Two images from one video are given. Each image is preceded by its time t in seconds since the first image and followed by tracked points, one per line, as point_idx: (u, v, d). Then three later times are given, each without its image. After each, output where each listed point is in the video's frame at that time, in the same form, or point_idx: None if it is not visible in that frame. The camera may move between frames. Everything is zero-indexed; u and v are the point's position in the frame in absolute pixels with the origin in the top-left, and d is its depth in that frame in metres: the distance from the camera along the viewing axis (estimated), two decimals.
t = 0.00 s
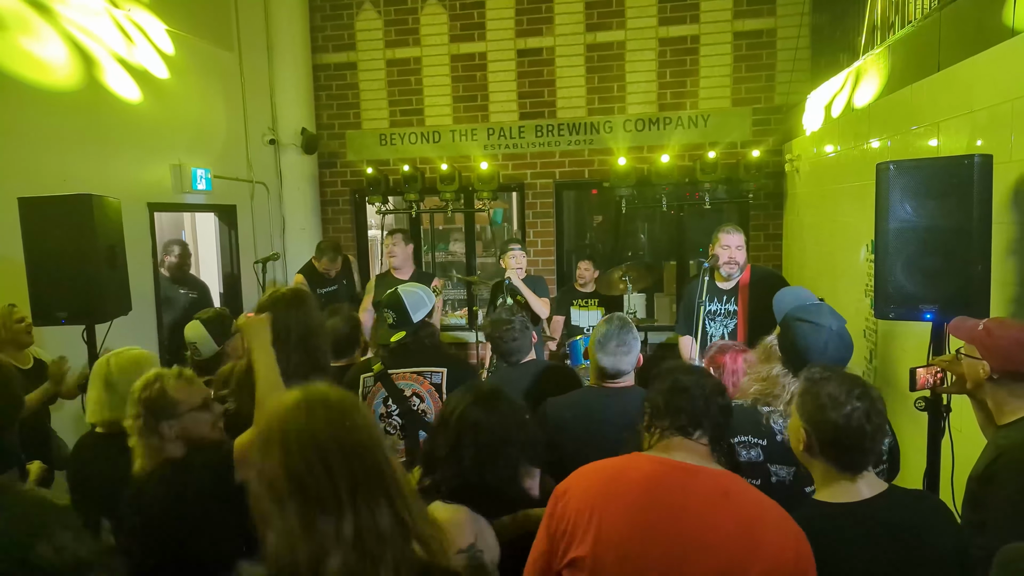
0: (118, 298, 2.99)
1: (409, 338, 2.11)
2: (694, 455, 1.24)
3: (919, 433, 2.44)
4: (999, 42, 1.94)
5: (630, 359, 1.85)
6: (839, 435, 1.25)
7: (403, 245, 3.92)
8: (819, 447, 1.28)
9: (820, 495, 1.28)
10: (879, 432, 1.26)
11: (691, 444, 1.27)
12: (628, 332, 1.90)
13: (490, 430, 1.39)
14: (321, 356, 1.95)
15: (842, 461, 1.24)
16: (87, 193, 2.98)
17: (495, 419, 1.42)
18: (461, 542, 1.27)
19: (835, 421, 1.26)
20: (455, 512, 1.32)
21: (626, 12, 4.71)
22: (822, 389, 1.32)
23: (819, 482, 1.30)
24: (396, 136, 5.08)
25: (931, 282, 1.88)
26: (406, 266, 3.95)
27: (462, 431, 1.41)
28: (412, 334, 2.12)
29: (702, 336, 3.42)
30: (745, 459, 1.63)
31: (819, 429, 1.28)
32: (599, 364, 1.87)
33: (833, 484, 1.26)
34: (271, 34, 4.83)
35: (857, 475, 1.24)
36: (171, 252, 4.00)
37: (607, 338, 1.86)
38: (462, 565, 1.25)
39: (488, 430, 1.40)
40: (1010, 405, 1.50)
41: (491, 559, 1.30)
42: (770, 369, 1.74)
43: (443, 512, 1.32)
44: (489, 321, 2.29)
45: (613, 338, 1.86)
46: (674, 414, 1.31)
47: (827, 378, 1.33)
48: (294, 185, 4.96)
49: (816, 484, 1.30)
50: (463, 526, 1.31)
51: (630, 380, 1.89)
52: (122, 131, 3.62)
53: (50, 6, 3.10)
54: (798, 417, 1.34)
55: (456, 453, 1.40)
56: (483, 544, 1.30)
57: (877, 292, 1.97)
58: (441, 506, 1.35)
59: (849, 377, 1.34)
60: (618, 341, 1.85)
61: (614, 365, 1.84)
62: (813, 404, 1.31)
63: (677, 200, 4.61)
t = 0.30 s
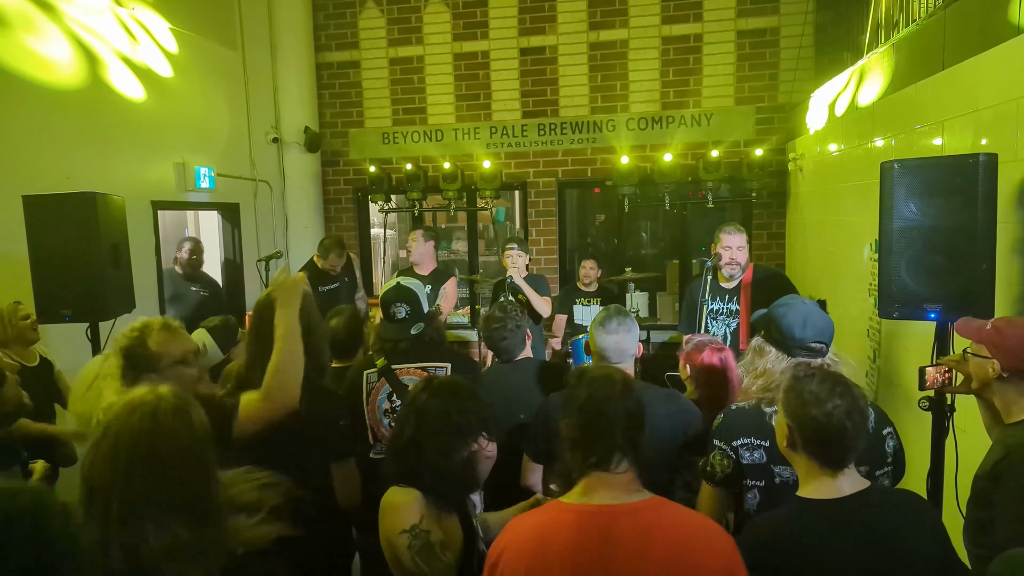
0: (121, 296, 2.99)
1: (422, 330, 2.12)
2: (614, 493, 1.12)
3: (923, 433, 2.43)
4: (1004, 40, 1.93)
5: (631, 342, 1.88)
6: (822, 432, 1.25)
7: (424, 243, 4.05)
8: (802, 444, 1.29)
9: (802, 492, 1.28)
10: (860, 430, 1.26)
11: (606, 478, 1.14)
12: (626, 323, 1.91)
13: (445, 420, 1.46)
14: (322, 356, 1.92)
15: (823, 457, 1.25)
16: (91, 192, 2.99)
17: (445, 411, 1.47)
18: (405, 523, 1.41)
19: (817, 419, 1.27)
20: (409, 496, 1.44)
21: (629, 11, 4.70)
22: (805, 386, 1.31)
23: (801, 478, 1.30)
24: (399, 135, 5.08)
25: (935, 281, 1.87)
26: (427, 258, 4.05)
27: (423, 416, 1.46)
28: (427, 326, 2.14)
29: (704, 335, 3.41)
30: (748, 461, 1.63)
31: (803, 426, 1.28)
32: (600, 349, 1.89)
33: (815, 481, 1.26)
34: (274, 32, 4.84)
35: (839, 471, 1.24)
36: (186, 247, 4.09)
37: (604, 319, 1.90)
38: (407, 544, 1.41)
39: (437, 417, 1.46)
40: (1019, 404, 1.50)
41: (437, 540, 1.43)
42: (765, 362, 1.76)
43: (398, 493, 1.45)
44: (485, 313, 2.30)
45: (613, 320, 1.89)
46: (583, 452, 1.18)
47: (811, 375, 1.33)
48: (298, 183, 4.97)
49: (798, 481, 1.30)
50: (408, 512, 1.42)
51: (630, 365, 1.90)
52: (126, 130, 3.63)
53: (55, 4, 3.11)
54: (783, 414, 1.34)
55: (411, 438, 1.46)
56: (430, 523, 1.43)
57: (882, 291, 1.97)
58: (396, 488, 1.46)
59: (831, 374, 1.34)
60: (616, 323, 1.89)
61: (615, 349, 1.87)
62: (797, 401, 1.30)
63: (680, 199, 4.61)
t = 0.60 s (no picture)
0: (123, 295, 3.00)
1: (430, 331, 2.12)
2: (575, 503, 1.08)
3: (923, 431, 2.45)
4: (1004, 41, 1.95)
5: (636, 350, 1.85)
6: (814, 435, 1.27)
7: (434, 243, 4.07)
8: (795, 446, 1.30)
9: (797, 491, 1.30)
10: (852, 433, 1.28)
11: (565, 487, 1.10)
12: (628, 325, 1.87)
13: (425, 412, 1.50)
14: (318, 356, 1.87)
15: (817, 460, 1.26)
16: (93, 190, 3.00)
17: (420, 405, 1.50)
18: (397, 516, 1.45)
19: (810, 423, 1.28)
20: (402, 489, 1.47)
21: (630, 11, 4.72)
22: (797, 390, 1.33)
23: (796, 480, 1.32)
24: (400, 134, 5.09)
25: (936, 280, 1.88)
26: (434, 257, 4.07)
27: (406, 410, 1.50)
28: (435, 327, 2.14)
29: (705, 334, 3.42)
30: (743, 451, 1.65)
31: (796, 428, 1.30)
32: (604, 355, 1.85)
33: (810, 481, 1.28)
34: (276, 32, 4.85)
35: (833, 473, 1.26)
36: (192, 246, 4.13)
37: (611, 327, 1.86)
38: (399, 536, 1.44)
39: (415, 412, 1.49)
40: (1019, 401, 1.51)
41: (430, 530, 1.45)
42: (763, 362, 1.77)
43: (392, 488, 1.48)
44: (484, 314, 2.29)
45: (618, 329, 1.85)
46: (540, 459, 1.13)
47: (801, 379, 1.35)
48: (299, 182, 4.98)
49: (795, 482, 1.32)
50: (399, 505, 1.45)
51: (632, 371, 1.88)
52: (127, 129, 3.64)
53: (56, 4, 3.12)
54: (776, 418, 1.35)
55: (397, 431, 1.49)
56: (422, 515, 1.46)
57: (882, 289, 1.98)
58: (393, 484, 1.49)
59: (823, 378, 1.35)
60: (623, 333, 1.85)
61: (618, 356, 1.84)
62: (789, 404, 1.32)
63: (681, 199, 4.67)
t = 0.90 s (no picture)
0: (125, 293, 3.01)
1: (429, 333, 2.13)
2: (593, 564, 1.04)
3: (925, 435, 2.45)
4: (1005, 46, 1.95)
5: (621, 337, 1.92)
6: (847, 439, 1.27)
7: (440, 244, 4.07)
8: (826, 451, 1.30)
9: (824, 497, 1.29)
10: (885, 436, 1.28)
11: (582, 545, 1.06)
12: (616, 318, 1.95)
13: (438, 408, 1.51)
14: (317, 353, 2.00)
15: (851, 466, 1.26)
16: (96, 189, 3.01)
17: (431, 397, 1.52)
18: (418, 507, 1.44)
19: (843, 427, 1.28)
20: (421, 481, 1.46)
21: (633, 12, 4.72)
22: (830, 393, 1.32)
23: (824, 484, 1.31)
24: (403, 135, 5.09)
25: (937, 283, 1.88)
26: (439, 256, 4.08)
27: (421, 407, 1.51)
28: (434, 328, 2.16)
29: (706, 338, 3.42)
30: (744, 453, 1.65)
31: (827, 433, 1.29)
32: (592, 344, 1.91)
33: (838, 486, 1.28)
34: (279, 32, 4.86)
35: (864, 476, 1.26)
36: (192, 245, 4.12)
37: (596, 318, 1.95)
38: (423, 528, 1.43)
39: (426, 406, 1.50)
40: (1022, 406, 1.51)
41: (452, 521, 1.45)
42: (762, 361, 1.77)
43: (410, 481, 1.47)
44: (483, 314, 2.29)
45: (604, 318, 1.94)
46: (556, 516, 1.07)
47: (834, 382, 1.34)
48: (302, 182, 4.98)
49: (822, 486, 1.31)
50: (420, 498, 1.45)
51: (621, 361, 1.92)
52: (130, 128, 3.65)
53: (61, 3, 3.13)
54: (803, 420, 1.35)
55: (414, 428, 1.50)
56: (444, 506, 1.45)
57: (884, 292, 1.98)
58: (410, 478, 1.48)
59: (855, 380, 1.35)
60: (607, 321, 1.94)
61: (604, 343, 1.90)
62: (821, 408, 1.31)
63: (683, 200, 4.63)
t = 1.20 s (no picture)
0: (127, 293, 3.00)
1: (422, 328, 2.12)
2: None
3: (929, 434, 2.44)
4: (1010, 42, 1.93)
5: (626, 349, 1.89)
6: (890, 438, 1.25)
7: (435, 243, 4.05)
8: (861, 449, 1.29)
9: (855, 497, 1.29)
10: (925, 436, 1.27)
11: None
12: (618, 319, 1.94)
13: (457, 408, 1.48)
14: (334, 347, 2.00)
15: (887, 464, 1.25)
16: (98, 188, 3.00)
17: (460, 402, 1.50)
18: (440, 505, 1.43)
19: (884, 425, 1.26)
20: (438, 480, 1.46)
21: (635, 11, 4.70)
22: (868, 390, 1.31)
23: (854, 483, 1.31)
24: (405, 134, 5.09)
25: (941, 281, 1.87)
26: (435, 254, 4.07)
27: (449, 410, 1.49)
28: (427, 324, 2.14)
29: (708, 336, 3.40)
30: (748, 448, 1.64)
31: (864, 431, 1.28)
32: (597, 356, 1.89)
33: (873, 485, 1.27)
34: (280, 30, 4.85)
35: (901, 476, 1.25)
36: (195, 245, 4.13)
37: (602, 329, 1.89)
38: (442, 526, 1.43)
39: (455, 408, 1.49)
40: None
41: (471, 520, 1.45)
42: (768, 362, 1.74)
43: (427, 481, 1.47)
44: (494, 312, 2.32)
45: (610, 331, 1.89)
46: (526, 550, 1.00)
47: (871, 378, 1.33)
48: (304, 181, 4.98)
49: (853, 486, 1.31)
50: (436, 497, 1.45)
51: (625, 370, 1.91)
52: (132, 127, 3.64)
53: (62, 3, 3.13)
54: (838, 417, 1.34)
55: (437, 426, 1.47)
56: (462, 506, 1.45)
57: (888, 290, 1.97)
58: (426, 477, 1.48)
59: (895, 378, 1.33)
60: (614, 333, 1.89)
61: (610, 356, 1.87)
62: (856, 406, 1.30)
63: (685, 198, 4.65)
